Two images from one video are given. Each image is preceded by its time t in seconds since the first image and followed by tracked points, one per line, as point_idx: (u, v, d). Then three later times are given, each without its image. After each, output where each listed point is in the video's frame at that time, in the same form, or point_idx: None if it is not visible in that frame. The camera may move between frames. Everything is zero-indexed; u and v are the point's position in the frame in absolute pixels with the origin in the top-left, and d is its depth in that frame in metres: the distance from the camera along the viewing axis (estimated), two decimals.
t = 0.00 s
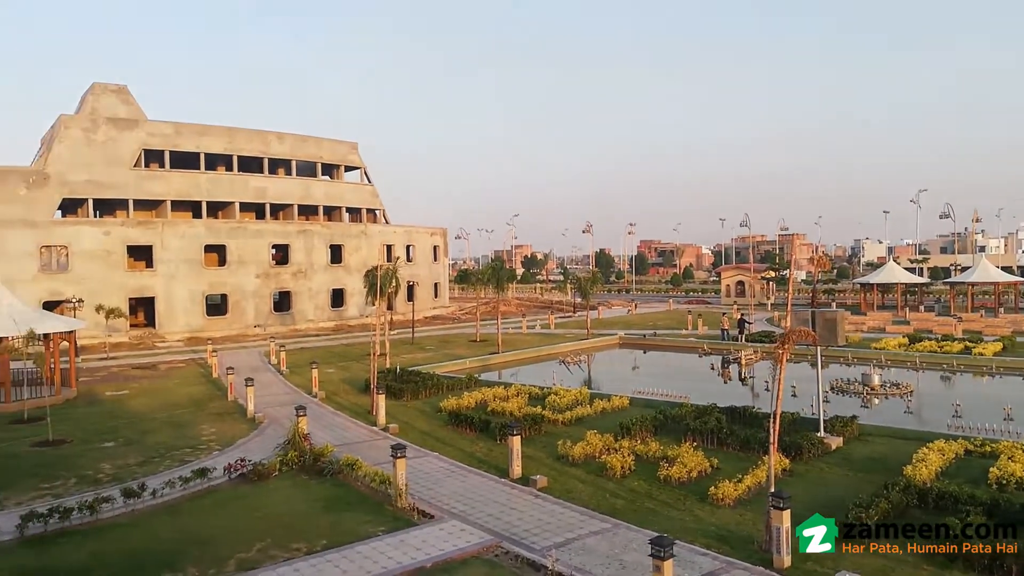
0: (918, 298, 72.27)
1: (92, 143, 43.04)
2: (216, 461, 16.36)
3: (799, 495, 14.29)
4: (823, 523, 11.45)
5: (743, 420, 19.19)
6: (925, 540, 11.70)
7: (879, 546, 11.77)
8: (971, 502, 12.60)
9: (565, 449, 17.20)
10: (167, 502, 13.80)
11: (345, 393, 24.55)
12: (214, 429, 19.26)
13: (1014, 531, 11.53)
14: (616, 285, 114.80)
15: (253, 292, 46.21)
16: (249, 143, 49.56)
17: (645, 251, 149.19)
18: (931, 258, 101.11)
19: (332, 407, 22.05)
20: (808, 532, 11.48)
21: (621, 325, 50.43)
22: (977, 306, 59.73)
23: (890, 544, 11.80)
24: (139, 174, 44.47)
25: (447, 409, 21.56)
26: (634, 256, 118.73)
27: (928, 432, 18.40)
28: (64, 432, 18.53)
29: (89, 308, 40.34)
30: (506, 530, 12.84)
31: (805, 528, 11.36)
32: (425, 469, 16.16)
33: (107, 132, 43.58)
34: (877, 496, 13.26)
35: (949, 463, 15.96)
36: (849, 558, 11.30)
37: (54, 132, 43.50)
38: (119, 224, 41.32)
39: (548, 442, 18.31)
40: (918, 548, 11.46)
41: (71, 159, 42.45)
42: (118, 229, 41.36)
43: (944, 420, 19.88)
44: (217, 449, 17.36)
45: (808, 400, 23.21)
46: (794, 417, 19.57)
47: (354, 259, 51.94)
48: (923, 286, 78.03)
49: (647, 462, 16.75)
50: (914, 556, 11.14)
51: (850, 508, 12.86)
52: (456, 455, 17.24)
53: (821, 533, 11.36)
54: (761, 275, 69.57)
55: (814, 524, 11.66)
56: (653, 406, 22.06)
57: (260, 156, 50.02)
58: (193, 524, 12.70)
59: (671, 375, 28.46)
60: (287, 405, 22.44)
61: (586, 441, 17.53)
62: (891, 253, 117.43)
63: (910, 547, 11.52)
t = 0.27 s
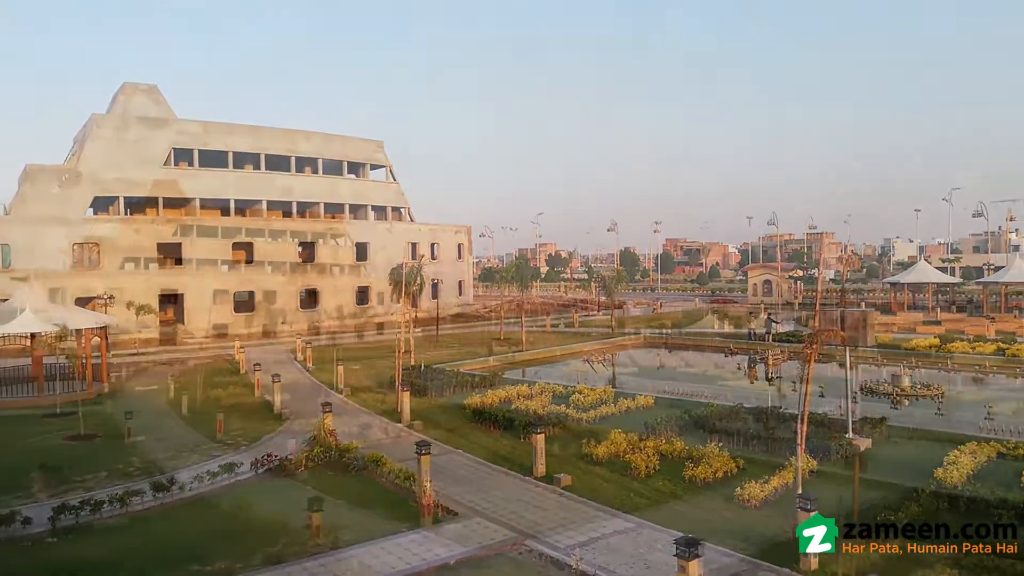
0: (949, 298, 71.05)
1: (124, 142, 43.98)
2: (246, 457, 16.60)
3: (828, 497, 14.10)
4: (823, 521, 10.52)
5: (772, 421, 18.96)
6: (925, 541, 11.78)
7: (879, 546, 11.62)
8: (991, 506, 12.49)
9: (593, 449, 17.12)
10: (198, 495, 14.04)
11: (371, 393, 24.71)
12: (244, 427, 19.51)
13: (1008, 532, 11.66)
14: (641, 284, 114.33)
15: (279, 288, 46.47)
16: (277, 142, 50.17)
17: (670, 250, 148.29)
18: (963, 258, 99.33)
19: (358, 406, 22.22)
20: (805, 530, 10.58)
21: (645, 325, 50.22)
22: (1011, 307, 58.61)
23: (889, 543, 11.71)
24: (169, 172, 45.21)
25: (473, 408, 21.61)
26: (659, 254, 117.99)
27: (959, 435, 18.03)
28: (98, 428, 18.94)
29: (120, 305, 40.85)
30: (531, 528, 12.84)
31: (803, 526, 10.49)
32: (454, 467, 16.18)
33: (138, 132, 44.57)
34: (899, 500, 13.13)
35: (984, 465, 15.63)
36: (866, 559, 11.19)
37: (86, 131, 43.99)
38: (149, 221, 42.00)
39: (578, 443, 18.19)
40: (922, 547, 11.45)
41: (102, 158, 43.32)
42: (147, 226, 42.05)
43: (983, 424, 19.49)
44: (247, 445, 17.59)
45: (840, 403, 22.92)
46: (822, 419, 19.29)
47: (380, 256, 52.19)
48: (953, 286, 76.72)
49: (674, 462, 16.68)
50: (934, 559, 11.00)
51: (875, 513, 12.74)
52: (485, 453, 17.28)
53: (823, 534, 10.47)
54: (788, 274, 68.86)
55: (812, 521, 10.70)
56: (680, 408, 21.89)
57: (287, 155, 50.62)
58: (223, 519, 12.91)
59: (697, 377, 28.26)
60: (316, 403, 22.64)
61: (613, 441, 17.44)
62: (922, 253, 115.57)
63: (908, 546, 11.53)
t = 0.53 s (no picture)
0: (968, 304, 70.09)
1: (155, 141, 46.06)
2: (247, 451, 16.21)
3: (850, 501, 13.75)
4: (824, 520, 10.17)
5: (774, 420, 18.69)
6: (924, 541, 11.98)
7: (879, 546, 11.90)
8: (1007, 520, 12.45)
9: (590, 442, 16.90)
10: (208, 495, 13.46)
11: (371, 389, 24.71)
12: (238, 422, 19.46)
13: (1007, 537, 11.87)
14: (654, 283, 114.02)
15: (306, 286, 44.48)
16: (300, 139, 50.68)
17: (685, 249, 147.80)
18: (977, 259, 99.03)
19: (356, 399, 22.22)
20: (805, 530, 10.22)
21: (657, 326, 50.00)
22: None
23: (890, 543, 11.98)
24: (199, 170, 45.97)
25: (470, 404, 21.51)
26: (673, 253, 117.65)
27: (976, 437, 17.64)
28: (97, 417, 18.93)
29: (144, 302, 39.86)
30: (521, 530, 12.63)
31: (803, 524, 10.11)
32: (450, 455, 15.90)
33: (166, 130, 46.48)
34: (917, 507, 13.21)
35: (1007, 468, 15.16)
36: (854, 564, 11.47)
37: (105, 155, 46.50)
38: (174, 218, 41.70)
39: (569, 429, 17.99)
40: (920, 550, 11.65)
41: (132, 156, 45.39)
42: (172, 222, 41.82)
43: (991, 420, 19.10)
44: (248, 441, 17.33)
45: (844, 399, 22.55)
46: (824, 425, 19.10)
47: (400, 254, 52.52)
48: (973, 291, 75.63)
49: (680, 459, 16.28)
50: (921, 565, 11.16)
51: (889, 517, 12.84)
52: (480, 441, 17.07)
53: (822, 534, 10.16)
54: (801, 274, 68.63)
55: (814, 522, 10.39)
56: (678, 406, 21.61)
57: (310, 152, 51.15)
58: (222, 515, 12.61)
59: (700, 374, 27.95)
60: (313, 396, 22.60)
61: (613, 439, 17.19)
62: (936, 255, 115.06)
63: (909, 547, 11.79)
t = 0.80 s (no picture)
0: (948, 310, 70.80)
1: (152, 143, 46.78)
2: (223, 458, 16.47)
3: (821, 503, 14.02)
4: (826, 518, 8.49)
5: (744, 422, 18.94)
6: (923, 541, 11.88)
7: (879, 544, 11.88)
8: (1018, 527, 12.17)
9: (563, 442, 17.27)
10: (181, 498, 13.49)
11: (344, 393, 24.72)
12: (206, 426, 19.37)
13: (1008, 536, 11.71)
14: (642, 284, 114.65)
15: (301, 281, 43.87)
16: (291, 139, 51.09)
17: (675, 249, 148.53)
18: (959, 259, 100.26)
19: (326, 399, 22.16)
20: (804, 530, 8.60)
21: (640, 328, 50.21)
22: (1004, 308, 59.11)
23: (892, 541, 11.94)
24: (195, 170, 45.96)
25: (442, 405, 21.60)
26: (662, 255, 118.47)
27: (943, 437, 18.09)
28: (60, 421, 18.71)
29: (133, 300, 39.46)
30: (492, 532, 12.19)
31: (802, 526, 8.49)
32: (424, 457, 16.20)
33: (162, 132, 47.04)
34: (894, 507, 13.33)
35: (973, 469, 15.61)
36: (822, 563, 11.60)
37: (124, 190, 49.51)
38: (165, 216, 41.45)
39: (541, 429, 18.40)
40: (918, 550, 11.53)
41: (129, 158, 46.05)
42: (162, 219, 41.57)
43: (961, 417, 19.40)
44: (222, 445, 17.60)
45: (816, 396, 22.64)
46: (791, 425, 19.56)
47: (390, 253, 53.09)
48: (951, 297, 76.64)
49: (651, 460, 16.78)
50: (889, 561, 11.31)
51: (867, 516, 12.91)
52: (452, 443, 17.24)
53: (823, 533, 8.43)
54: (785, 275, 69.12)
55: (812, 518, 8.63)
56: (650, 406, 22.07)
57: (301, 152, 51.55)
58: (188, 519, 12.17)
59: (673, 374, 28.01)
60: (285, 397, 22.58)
61: (586, 439, 17.64)
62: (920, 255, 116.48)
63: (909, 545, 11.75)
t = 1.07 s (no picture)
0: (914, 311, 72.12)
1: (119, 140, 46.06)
2: (192, 460, 16.29)
3: (790, 501, 14.21)
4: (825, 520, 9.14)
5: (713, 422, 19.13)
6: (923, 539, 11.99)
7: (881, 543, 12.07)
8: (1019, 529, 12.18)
9: (536, 443, 17.32)
10: (149, 501, 13.31)
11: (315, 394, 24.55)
12: (173, 428, 19.10)
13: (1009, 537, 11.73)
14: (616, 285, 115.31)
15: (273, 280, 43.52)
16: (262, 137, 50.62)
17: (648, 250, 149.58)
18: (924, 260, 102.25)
19: (298, 400, 21.97)
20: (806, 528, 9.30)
21: (613, 328, 50.44)
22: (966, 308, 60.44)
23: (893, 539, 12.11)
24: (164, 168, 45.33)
25: (415, 406, 21.55)
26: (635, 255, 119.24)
27: (909, 436, 18.42)
28: (21, 424, 18.33)
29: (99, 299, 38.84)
30: (465, 533, 12.19)
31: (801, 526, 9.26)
32: (396, 458, 16.18)
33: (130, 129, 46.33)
34: (861, 505, 13.53)
35: (938, 468, 15.90)
36: (791, 561, 11.82)
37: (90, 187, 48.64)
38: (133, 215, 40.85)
39: (514, 429, 18.45)
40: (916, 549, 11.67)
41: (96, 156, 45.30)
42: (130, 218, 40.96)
43: (926, 417, 19.74)
44: (191, 447, 17.42)
45: (785, 396, 22.94)
46: (761, 424, 19.79)
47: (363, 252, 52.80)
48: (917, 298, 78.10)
49: (623, 459, 16.90)
50: (856, 559, 11.57)
51: (835, 513, 13.11)
52: (425, 444, 17.21)
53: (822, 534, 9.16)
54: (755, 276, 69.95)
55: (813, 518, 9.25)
56: (623, 406, 22.22)
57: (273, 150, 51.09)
58: (156, 522, 12.01)
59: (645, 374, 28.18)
60: (257, 398, 22.38)
61: (558, 439, 17.71)
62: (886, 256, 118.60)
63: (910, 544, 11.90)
